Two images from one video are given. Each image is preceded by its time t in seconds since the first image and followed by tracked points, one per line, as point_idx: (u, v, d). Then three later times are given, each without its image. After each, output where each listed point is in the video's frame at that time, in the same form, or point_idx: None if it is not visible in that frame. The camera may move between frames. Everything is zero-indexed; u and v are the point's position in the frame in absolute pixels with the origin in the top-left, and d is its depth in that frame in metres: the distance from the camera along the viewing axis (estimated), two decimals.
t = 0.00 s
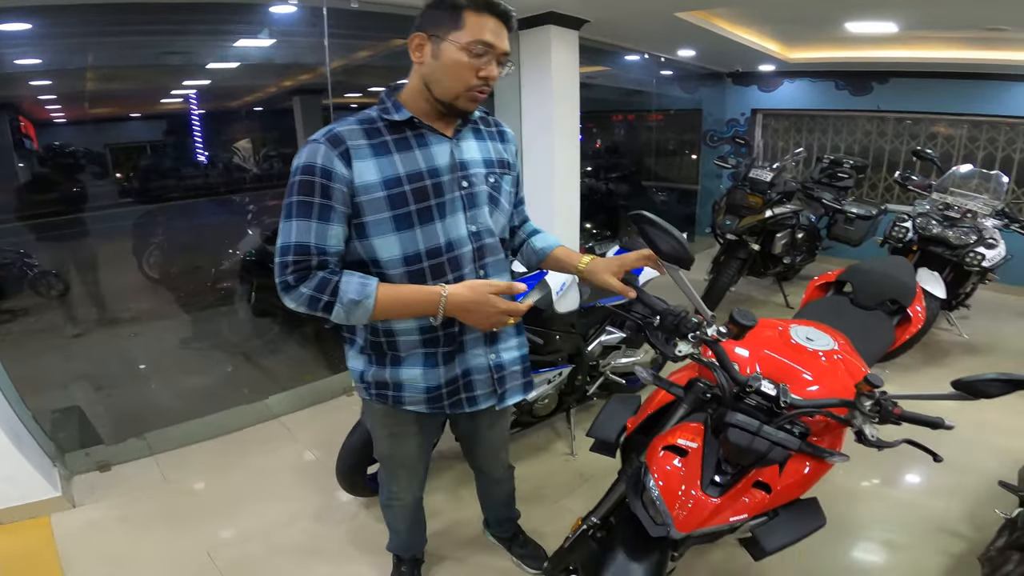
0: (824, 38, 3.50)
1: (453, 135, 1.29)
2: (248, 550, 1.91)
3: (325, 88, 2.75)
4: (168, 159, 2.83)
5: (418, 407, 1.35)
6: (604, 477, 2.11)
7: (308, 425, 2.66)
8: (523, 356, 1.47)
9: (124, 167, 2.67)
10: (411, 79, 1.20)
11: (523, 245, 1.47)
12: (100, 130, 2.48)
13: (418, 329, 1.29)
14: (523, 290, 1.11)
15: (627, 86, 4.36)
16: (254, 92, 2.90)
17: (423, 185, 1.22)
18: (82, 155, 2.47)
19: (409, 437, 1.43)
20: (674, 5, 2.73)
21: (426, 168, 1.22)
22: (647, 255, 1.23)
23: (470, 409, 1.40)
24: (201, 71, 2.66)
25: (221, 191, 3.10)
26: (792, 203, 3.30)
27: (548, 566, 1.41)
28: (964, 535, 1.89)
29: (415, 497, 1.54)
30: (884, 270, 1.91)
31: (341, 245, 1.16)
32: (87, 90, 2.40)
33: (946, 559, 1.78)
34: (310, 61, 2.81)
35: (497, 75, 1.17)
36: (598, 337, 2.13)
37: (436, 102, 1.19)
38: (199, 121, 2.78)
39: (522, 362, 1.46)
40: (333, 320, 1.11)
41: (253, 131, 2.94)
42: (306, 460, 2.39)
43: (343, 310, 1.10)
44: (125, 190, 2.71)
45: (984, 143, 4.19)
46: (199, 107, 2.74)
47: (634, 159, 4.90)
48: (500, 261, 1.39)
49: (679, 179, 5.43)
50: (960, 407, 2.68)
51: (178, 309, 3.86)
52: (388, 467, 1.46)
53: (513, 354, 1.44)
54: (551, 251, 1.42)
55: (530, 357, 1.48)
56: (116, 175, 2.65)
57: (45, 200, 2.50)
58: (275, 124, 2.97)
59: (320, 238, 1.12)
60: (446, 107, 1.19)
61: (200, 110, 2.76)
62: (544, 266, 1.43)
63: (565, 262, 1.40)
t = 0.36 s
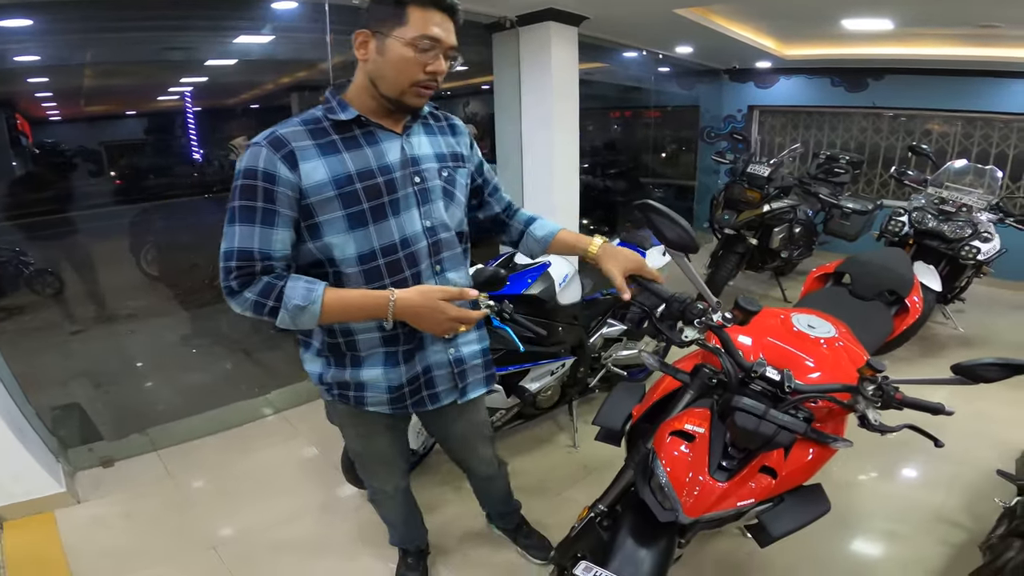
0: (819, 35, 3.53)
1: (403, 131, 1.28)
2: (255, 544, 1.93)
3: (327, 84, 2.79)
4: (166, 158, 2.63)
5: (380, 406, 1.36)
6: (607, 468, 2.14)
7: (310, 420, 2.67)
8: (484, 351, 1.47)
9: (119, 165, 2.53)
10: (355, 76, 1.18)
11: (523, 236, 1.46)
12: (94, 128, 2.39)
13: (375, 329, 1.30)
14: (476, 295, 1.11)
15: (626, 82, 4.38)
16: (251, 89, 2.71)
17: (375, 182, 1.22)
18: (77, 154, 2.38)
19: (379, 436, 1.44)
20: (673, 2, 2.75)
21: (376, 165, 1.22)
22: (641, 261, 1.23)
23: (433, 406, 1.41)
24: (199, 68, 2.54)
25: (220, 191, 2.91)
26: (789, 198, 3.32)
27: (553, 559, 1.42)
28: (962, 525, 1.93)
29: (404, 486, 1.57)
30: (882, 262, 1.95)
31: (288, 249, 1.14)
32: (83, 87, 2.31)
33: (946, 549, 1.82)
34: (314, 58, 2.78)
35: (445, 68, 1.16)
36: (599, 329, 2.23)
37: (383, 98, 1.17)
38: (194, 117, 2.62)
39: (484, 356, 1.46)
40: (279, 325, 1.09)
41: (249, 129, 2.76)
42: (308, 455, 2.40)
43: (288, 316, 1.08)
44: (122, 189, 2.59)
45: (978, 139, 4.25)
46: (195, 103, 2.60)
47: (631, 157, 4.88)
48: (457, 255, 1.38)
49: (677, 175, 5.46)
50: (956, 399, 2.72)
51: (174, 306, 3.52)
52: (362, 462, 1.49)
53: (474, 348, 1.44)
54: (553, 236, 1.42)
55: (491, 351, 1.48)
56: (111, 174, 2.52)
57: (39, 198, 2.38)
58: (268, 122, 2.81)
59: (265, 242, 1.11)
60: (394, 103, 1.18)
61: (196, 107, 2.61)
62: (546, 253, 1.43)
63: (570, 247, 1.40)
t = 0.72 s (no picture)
0: (827, 34, 3.51)
1: (382, 126, 1.27)
2: (262, 541, 1.93)
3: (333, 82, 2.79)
4: (170, 157, 2.62)
5: (367, 404, 1.35)
6: (613, 467, 2.13)
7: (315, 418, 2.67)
8: (472, 345, 1.45)
9: (125, 164, 2.51)
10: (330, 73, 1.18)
11: (540, 223, 1.39)
12: (101, 127, 2.39)
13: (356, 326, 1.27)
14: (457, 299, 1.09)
15: (631, 82, 4.37)
16: (258, 87, 2.71)
17: (354, 179, 1.20)
18: (84, 153, 2.38)
19: (372, 429, 1.43)
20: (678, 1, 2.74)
21: (356, 162, 1.20)
22: (660, 264, 1.23)
23: (421, 403, 1.39)
24: (206, 67, 2.54)
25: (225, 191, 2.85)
26: (796, 197, 3.30)
27: (559, 554, 1.41)
28: (972, 525, 1.91)
29: (404, 484, 1.57)
30: (891, 260, 1.94)
31: (267, 249, 1.14)
32: (92, 86, 2.32)
33: (956, 548, 1.81)
34: (320, 56, 2.80)
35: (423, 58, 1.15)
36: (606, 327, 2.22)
37: (360, 92, 1.16)
38: (200, 118, 2.62)
39: (470, 350, 1.44)
40: (257, 325, 1.07)
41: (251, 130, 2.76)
42: (313, 452, 2.40)
43: (266, 316, 1.06)
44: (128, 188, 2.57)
45: (986, 138, 4.22)
46: (201, 104, 2.59)
47: (637, 156, 4.85)
48: (443, 249, 1.36)
49: (683, 176, 5.46)
50: (965, 398, 2.70)
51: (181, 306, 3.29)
52: (359, 459, 1.48)
53: (460, 343, 1.42)
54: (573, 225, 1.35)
55: (479, 344, 1.46)
56: (117, 174, 2.51)
57: (47, 197, 2.35)
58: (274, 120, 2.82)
59: (243, 243, 1.10)
60: (372, 97, 1.16)
61: (202, 107, 2.60)
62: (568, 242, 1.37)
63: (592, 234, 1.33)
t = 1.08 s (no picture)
0: (841, 34, 3.47)
1: (377, 128, 1.25)
2: (267, 541, 1.93)
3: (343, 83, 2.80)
4: (185, 158, 2.63)
5: (355, 407, 1.34)
6: (620, 470, 2.11)
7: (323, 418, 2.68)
8: (465, 356, 1.41)
9: (139, 164, 2.54)
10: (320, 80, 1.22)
11: (552, 227, 1.35)
12: (117, 127, 2.41)
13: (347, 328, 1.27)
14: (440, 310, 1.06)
15: (642, 82, 4.35)
16: (270, 89, 2.73)
17: (343, 182, 1.18)
18: (100, 153, 2.40)
19: (359, 435, 1.42)
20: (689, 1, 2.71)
21: (345, 165, 1.19)
22: (674, 269, 1.17)
23: (411, 409, 1.37)
24: (218, 69, 2.55)
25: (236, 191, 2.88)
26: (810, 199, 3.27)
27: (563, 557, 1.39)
28: (986, 530, 1.87)
29: (404, 487, 1.57)
30: (906, 262, 1.91)
31: (258, 250, 1.15)
32: (107, 87, 2.33)
33: (968, 554, 1.77)
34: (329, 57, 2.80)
35: (392, 44, 1.12)
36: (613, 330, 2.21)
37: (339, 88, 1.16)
38: (214, 119, 2.62)
39: (464, 361, 1.41)
40: (244, 323, 1.09)
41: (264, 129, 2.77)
42: (321, 452, 2.41)
43: (253, 315, 1.08)
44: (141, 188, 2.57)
45: (1004, 139, 4.14)
46: (215, 104, 2.60)
47: (648, 158, 4.85)
48: (438, 255, 1.32)
49: (694, 177, 5.42)
50: (981, 403, 2.64)
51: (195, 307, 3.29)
52: (360, 461, 1.48)
53: (453, 353, 1.39)
54: (584, 232, 1.31)
55: (474, 355, 1.42)
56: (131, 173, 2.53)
57: (64, 197, 2.39)
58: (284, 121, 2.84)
59: (234, 242, 1.12)
60: (349, 91, 1.15)
61: (216, 108, 2.61)
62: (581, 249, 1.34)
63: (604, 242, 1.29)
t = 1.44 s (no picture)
0: (876, 42, 3.39)
1: (399, 146, 1.23)
2: (291, 546, 1.95)
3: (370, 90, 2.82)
4: (216, 162, 2.67)
5: (381, 422, 1.35)
6: (644, 483, 2.08)
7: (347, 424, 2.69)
8: (491, 375, 1.40)
9: (173, 167, 2.58)
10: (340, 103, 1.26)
11: (586, 243, 1.33)
12: (150, 132, 2.46)
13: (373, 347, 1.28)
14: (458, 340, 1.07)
15: (667, 89, 4.31)
16: (298, 95, 2.77)
17: (365, 204, 1.18)
18: (134, 157, 2.45)
19: (384, 444, 1.41)
20: (717, 8, 2.67)
21: (368, 185, 1.18)
22: (711, 291, 1.13)
23: (435, 425, 1.36)
24: (248, 74, 2.58)
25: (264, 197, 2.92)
26: (841, 209, 3.21)
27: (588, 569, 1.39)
28: None
29: (427, 496, 1.56)
30: (944, 277, 1.86)
31: (289, 271, 1.17)
32: (141, 92, 2.39)
33: (1002, 569, 1.71)
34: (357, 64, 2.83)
35: (373, 48, 1.10)
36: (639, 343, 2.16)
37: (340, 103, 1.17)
38: (243, 124, 2.66)
39: (489, 380, 1.39)
40: (277, 343, 1.12)
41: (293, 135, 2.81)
42: (343, 456, 2.43)
43: (282, 334, 1.10)
44: (176, 192, 2.63)
45: None
46: (244, 110, 2.64)
47: (673, 164, 4.83)
48: (462, 274, 1.31)
49: (718, 184, 5.37)
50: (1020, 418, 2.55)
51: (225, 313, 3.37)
52: (383, 471, 1.47)
53: (478, 371, 1.37)
54: (621, 248, 1.29)
55: (499, 375, 1.40)
56: (166, 177, 2.58)
57: (100, 200, 2.44)
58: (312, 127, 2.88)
59: (265, 263, 1.15)
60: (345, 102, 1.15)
61: (245, 112, 2.65)
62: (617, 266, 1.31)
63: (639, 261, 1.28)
